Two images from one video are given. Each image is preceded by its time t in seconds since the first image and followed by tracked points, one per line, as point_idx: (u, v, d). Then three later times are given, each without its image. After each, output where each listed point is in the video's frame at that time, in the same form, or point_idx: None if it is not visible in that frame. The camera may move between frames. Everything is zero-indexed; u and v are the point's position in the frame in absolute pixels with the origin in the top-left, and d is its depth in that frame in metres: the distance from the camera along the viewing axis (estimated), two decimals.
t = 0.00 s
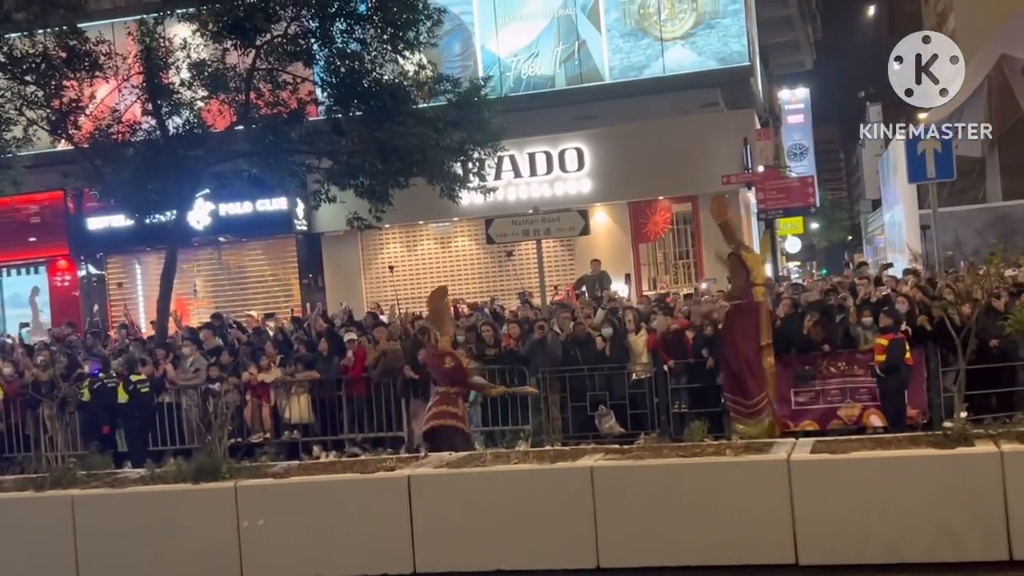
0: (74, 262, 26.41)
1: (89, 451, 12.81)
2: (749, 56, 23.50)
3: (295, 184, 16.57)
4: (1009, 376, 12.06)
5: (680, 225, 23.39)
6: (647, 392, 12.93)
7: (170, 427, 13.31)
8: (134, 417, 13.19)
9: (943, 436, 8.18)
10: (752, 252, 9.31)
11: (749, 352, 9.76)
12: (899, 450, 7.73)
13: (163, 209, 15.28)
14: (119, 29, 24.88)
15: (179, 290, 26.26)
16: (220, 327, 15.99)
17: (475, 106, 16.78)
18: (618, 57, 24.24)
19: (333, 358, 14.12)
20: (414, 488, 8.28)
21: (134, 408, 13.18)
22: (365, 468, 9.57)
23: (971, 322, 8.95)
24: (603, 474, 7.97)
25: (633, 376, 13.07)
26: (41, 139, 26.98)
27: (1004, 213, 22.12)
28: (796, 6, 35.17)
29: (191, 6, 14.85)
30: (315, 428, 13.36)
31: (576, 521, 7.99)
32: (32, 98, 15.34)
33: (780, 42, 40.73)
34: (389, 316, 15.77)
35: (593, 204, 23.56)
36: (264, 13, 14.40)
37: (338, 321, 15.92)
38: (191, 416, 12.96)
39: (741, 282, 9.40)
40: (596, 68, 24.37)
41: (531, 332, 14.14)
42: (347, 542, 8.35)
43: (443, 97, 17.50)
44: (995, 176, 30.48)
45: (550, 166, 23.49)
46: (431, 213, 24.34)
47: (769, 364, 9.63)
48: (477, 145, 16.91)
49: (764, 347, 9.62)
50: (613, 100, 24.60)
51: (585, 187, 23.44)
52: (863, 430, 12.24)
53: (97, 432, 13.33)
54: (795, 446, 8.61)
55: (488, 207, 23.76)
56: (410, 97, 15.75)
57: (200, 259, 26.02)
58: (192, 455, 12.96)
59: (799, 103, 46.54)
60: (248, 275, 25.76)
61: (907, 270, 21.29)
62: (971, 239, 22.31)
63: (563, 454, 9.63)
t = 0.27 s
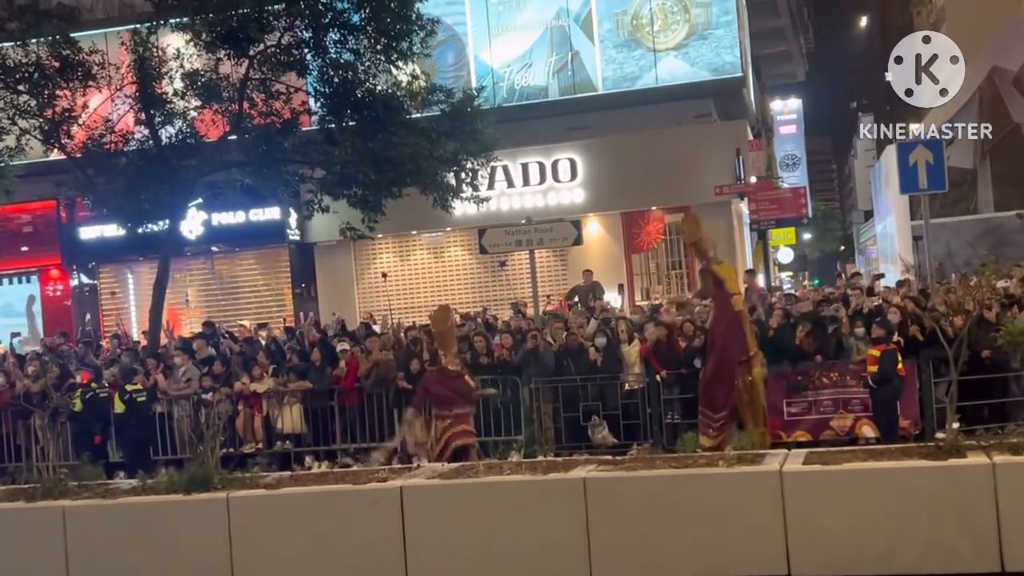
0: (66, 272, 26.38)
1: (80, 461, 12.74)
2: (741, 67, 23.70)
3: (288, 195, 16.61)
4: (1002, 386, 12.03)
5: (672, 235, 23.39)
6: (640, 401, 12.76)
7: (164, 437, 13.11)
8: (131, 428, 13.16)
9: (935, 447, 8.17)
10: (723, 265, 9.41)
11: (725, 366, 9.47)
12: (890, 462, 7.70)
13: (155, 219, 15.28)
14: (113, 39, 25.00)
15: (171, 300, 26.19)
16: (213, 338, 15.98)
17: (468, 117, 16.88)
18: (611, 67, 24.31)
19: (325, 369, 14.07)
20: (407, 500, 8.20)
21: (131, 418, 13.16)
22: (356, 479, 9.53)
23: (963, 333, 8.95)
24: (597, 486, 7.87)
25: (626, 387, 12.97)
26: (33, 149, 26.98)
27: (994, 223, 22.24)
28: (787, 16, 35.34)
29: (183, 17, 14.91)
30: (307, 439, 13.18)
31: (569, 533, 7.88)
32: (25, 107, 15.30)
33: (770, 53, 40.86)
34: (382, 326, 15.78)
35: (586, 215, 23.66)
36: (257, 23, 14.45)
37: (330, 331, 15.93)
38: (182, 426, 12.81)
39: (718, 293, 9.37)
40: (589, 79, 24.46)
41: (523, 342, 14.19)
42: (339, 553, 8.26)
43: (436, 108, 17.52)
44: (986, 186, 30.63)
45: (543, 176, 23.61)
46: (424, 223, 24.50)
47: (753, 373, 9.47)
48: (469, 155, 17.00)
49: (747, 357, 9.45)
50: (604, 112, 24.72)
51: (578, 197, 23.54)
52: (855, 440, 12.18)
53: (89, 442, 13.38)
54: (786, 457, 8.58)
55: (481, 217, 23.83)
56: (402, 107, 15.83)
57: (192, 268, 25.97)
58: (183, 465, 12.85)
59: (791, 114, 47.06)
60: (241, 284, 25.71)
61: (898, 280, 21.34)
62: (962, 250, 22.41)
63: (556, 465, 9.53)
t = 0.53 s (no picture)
0: (63, 280, 26.39)
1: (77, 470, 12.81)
2: (738, 76, 23.71)
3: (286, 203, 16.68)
4: (998, 396, 12.10)
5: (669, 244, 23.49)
6: (636, 410, 12.88)
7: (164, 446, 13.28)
8: (134, 436, 13.13)
9: (931, 457, 8.15)
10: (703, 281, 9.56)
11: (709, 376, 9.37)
12: (886, 472, 7.51)
13: (152, 227, 15.30)
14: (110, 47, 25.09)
15: (168, 308, 26.17)
16: (210, 346, 16.00)
17: (466, 126, 16.82)
18: (609, 76, 24.32)
19: (322, 378, 14.03)
20: (403, 510, 8.16)
21: (135, 425, 13.13)
22: (352, 489, 9.51)
23: (959, 342, 8.85)
24: (593, 498, 7.79)
25: (623, 396, 12.94)
26: (31, 158, 27.06)
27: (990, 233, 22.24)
28: (783, 25, 35.43)
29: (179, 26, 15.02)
30: (304, 448, 13.22)
31: (565, 544, 7.80)
32: (21, 116, 15.29)
33: (767, 62, 40.97)
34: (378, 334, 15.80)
35: (584, 223, 23.70)
36: (254, 32, 14.35)
37: (327, 339, 15.97)
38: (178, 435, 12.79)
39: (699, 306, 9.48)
40: (586, 88, 24.49)
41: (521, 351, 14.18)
42: (334, 564, 8.23)
43: (433, 117, 17.52)
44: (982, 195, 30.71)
45: (540, 185, 23.62)
46: (420, 232, 24.46)
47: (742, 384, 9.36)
48: (467, 164, 16.99)
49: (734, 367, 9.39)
50: (601, 119, 24.88)
51: (575, 207, 23.51)
52: (852, 449, 12.17)
53: (85, 450, 13.39)
54: (783, 467, 8.50)
55: (479, 226, 23.82)
56: (400, 116, 15.79)
57: (190, 277, 25.98)
58: (180, 474, 12.86)
59: (788, 122, 47.45)
60: (237, 293, 25.71)
61: (894, 288, 21.38)
62: (958, 259, 22.42)
63: (552, 474, 9.48)
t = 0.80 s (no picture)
0: (61, 288, 26.40)
1: (76, 477, 12.79)
2: (737, 85, 23.89)
3: (285, 211, 16.70)
4: (997, 403, 12.09)
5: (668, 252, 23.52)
6: (635, 419, 12.72)
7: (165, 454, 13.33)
8: (137, 444, 12.97)
9: (930, 465, 8.14)
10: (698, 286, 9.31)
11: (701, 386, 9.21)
12: (886, 481, 7.51)
13: (151, 236, 15.35)
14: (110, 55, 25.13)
15: (167, 316, 26.16)
16: (208, 354, 16.01)
17: (465, 134, 16.88)
18: (608, 85, 24.35)
19: (320, 386, 13.99)
20: (402, 518, 8.15)
21: (138, 434, 12.95)
22: (352, 497, 9.49)
23: (959, 350, 8.84)
24: (593, 506, 7.78)
25: (622, 405, 12.92)
26: (30, 166, 27.13)
27: (988, 241, 22.22)
28: (782, 34, 35.53)
29: (180, 34, 15.08)
30: (302, 456, 13.27)
31: (565, 553, 7.79)
32: (20, 123, 15.33)
33: (766, 71, 41.08)
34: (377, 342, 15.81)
35: (582, 232, 23.74)
36: (254, 40, 14.41)
37: (325, 347, 15.97)
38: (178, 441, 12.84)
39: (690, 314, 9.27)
40: (585, 96, 24.48)
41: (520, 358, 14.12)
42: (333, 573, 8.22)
43: (433, 125, 17.55)
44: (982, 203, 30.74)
45: (539, 194, 23.68)
46: (419, 239, 24.51)
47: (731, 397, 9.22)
48: (465, 172, 17.09)
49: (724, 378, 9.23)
50: (601, 128, 24.96)
51: (574, 215, 23.60)
52: (851, 458, 12.20)
53: (85, 458, 13.39)
54: (782, 476, 8.49)
55: (479, 234, 23.86)
56: (399, 124, 15.82)
57: (189, 285, 25.98)
58: (178, 482, 12.86)
59: (787, 131, 47.72)
60: (236, 301, 25.71)
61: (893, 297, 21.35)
62: (956, 267, 22.40)
63: (551, 483, 9.48)
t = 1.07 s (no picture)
0: (62, 296, 26.41)
1: (76, 486, 12.79)
2: (738, 93, 24.01)
3: (286, 220, 16.73)
4: (999, 411, 12.06)
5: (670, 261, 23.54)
6: (637, 428, 12.70)
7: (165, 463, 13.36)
8: (137, 451, 13.10)
9: (932, 475, 8.12)
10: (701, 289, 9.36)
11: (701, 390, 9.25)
12: (887, 490, 7.59)
13: (152, 244, 15.40)
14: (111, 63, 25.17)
15: (168, 324, 26.17)
16: (210, 364, 16.02)
17: (466, 143, 16.91)
18: (609, 93, 24.49)
19: (321, 395, 13.99)
20: (402, 529, 8.16)
21: (138, 440, 13.09)
22: (352, 507, 9.48)
23: (959, 360, 8.85)
24: (594, 516, 7.82)
25: (623, 413, 12.91)
26: (31, 174, 27.12)
27: (989, 250, 22.23)
28: (783, 43, 35.60)
29: (181, 43, 15.11)
30: (303, 464, 13.15)
31: (565, 564, 7.81)
32: (22, 132, 15.42)
33: (766, 80, 41.16)
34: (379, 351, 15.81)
35: (583, 240, 23.76)
36: (256, 49, 14.47)
37: (326, 356, 15.99)
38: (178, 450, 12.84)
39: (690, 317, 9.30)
40: (586, 105, 24.62)
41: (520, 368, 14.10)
42: None
43: (433, 134, 17.57)
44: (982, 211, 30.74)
45: (540, 202, 23.74)
46: (421, 248, 24.58)
47: (729, 401, 9.25)
48: (466, 181, 17.10)
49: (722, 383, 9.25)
50: (602, 135, 24.94)
51: (575, 223, 23.64)
52: (853, 467, 12.17)
53: (86, 467, 13.40)
54: (783, 485, 8.52)
55: (480, 242, 23.89)
56: (400, 133, 15.84)
57: (189, 293, 26.01)
58: (179, 491, 12.87)
59: (788, 139, 47.84)
60: (237, 309, 25.74)
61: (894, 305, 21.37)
62: (957, 276, 22.41)
63: (552, 492, 9.47)
